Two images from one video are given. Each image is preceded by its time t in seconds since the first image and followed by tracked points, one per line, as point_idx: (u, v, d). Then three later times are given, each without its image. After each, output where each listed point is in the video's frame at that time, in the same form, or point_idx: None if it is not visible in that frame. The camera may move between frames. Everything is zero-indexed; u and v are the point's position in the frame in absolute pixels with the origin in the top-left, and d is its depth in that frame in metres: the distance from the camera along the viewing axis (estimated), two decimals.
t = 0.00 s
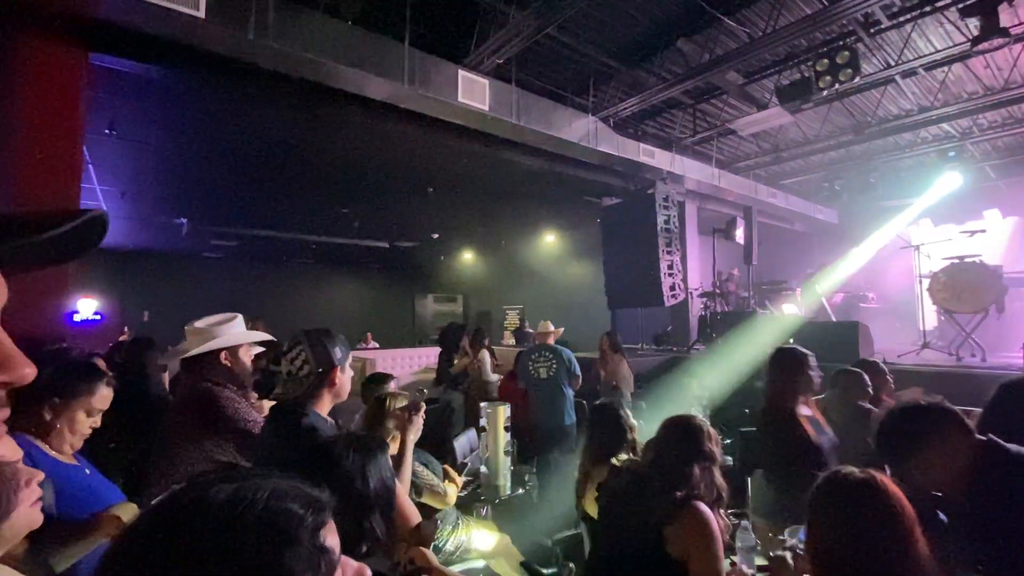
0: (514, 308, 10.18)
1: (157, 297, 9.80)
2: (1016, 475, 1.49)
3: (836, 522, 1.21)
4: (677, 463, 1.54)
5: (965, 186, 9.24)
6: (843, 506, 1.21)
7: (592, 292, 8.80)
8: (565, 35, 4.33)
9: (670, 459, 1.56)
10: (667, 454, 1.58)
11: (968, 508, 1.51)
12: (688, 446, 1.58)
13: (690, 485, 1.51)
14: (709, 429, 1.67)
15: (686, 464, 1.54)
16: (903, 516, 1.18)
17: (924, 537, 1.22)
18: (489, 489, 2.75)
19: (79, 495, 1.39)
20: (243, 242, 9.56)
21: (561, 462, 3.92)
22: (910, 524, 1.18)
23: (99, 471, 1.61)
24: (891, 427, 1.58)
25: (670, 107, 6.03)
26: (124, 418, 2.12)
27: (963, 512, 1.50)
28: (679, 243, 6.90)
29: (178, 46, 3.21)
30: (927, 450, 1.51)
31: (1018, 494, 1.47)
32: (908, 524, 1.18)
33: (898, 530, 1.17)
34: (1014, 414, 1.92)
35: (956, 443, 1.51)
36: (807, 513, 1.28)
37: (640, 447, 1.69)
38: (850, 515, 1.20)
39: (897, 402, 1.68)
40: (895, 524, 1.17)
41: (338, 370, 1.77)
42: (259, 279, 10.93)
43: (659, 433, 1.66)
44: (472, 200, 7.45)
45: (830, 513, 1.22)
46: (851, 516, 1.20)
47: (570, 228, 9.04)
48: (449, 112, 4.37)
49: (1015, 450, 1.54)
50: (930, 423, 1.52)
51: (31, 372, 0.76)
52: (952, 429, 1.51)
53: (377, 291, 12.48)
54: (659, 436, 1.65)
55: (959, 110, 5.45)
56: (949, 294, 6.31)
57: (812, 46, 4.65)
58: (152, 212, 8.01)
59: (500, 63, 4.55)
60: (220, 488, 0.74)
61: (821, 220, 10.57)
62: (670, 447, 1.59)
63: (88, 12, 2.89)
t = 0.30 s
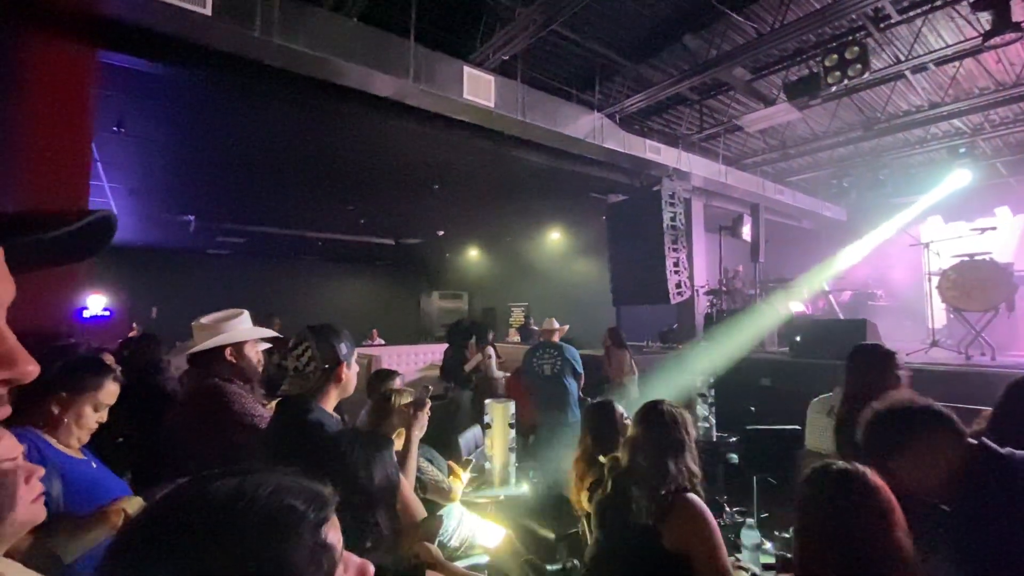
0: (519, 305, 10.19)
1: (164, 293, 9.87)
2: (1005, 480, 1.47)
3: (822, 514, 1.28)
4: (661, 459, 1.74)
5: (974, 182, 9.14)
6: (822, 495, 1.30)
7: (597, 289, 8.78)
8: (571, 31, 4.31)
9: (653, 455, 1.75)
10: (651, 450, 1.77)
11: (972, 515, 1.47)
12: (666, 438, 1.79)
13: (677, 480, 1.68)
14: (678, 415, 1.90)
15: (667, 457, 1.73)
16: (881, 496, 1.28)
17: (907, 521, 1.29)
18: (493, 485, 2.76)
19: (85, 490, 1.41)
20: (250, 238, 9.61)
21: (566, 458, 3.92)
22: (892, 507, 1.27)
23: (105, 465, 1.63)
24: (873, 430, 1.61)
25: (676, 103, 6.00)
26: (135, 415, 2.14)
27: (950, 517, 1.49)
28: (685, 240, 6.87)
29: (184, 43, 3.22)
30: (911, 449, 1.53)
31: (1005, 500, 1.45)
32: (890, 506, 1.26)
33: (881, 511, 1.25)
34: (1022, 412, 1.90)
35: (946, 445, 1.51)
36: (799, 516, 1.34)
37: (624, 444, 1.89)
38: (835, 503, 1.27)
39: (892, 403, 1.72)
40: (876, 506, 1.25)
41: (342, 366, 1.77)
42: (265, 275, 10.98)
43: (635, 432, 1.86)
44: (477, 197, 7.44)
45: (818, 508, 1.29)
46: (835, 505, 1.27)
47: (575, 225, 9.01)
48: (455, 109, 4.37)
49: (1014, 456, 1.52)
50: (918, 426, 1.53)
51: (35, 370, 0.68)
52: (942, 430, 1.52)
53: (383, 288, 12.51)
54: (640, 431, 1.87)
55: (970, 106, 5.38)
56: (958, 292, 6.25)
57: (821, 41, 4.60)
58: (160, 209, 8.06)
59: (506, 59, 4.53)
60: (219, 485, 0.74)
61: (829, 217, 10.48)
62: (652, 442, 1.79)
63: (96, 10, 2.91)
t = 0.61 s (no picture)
0: (522, 304, 10.19)
1: (169, 292, 9.91)
2: (979, 483, 1.48)
3: (797, 510, 1.31)
4: (648, 457, 1.73)
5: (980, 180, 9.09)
6: (797, 492, 1.32)
7: (600, 288, 8.77)
8: (574, 30, 4.30)
9: (640, 455, 1.75)
10: (638, 450, 1.77)
11: (940, 511, 1.52)
12: (650, 434, 1.79)
13: (668, 480, 1.68)
14: (662, 411, 1.89)
15: (654, 456, 1.73)
16: (855, 488, 1.30)
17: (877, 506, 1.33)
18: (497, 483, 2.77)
19: (91, 485, 1.42)
20: (253, 237, 9.64)
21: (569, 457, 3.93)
22: (863, 497, 1.29)
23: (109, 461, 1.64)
24: (866, 411, 1.66)
25: (680, 101, 5.98)
26: (139, 413, 2.15)
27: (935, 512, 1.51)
28: (689, 239, 6.85)
29: (188, 42, 3.23)
30: (895, 436, 1.58)
31: (971, 502, 1.48)
32: (863, 498, 1.29)
33: (856, 503, 1.27)
34: None
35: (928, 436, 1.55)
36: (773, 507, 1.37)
37: (612, 442, 1.89)
38: (813, 500, 1.29)
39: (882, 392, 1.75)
40: (852, 498, 1.28)
41: (345, 366, 1.77)
42: (269, 274, 11.01)
43: (620, 429, 1.86)
44: (480, 196, 7.44)
45: (804, 506, 1.29)
46: (812, 500, 1.29)
47: (578, 223, 9.00)
48: (458, 108, 4.37)
49: (999, 462, 1.50)
50: (910, 413, 1.57)
51: (39, 367, 0.68)
52: (931, 423, 1.54)
53: (386, 287, 12.54)
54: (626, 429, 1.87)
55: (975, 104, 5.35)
56: (964, 291, 6.22)
57: (825, 38, 4.58)
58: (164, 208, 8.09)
59: (509, 58, 4.53)
60: (231, 479, 0.75)
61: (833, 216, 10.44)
62: (636, 440, 1.79)
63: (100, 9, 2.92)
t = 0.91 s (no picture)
0: (519, 303, 10.20)
1: (164, 291, 9.87)
2: (955, 475, 1.52)
3: (787, 509, 1.30)
4: (635, 455, 1.73)
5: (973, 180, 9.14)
6: (787, 490, 1.31)
7: (596, 287, 8.79)
8: (570, 29, 4.30)
9: (627, 452, 1.75)
10: (625, 447, 1.77)
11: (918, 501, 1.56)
12: (637, 429, 1.79)
13: (658, 479, 1.67)
14: (649, 407, 1.88)
15: (643, 454, 1.73)
16: (842, 481, 1.31)
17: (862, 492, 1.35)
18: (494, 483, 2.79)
19: (84, 484, 1.40)
20: (249, 237, 9.61)
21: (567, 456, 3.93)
22: (850, 487, 1.30)
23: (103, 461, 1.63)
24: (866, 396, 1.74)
25: (676, 101, 5.99)
26: (134, 413, 2.14)
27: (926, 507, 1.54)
28: (685, 238, 6.87)
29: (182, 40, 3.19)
30: (887, 422, 1.65)
31: (947, 493, 1.51)
32: (850, 490, 1.30)
33: (844, 498, 1.28)
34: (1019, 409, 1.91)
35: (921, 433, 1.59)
36: (760, 505, 1.37)
37: (600, 443, 1.88)
38: (803, 499, 1.29)
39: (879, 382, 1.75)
40: (840, 494, 1.28)
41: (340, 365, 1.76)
42: (265, 274, 10.98)
43: (609, 427, 1.85)
44: (477, 195, 7.45)
45: (792, 505, 1.30)
46: (800, 496, 1.29)
47: (574, 223, 9.02)
48: (453, 107, 4.36)
49: (981, 457, 1.53)
50: (904, 402, 1.62)
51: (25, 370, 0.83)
52: (922, 414, 1.60)
53: (383, 287, 12.52)
54: (612, 425, 1.86)
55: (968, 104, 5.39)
56: (957, 290, 6.26)
57: (820, 39, 4.60)
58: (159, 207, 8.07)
59: (505, 57, 4.52)
60: (224, 479, 0.75)
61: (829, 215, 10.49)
62: (623, 436, 1.79)
63: (92, 6, 2.88)
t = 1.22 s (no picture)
0: (510, 303, 10.20)
1: (150, 292, 9.73)
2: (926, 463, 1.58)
3: (769, 504, 1.32)
4: (621, 453, 1.75)
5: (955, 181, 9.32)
6: (770, 485, 1.33)
7: (587, 287, 8.81)
8: (560, 29, 4.30)
9: (613, 451, 1.77)
10: (610, 446, 1.79)
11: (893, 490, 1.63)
12: (622, 429, 1.81)
13: (647, 479, 1.69)
14: (636, 408, 1.90)
15: (628, 453, 1.74)
16: (821, 474, 1.33)
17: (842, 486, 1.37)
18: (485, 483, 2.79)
19: (67, 490, 1.37)
20: (237, 236, 9.51)
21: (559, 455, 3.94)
22: (830, 482, 1.33)
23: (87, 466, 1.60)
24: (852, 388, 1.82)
25: (666, 101, 6.02)
26: (121, 416, 2.11)
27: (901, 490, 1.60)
28: (675, 239, 6.92)
29: (168, 38, 3.15)
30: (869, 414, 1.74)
31: (919, 483, 1.57)
32: (829, 482, 1.32)
33: (823, 489, 1.30)
34: (1000, 406, 1.96)
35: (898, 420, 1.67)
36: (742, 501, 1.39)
37: (587, 443, 1.89)
38: (786, 493, 1.31)
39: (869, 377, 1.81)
40: (819, 486, 1.30)
41: (330, 367, 1.74)
42: (254, 274, 10.87)
43: (597, 428, 1.87)
44: (468, 195, 7.44)
45: (774, 502, 1.31)
46: (783, 492, 1.31)
47: (565, 223, 9.04)
48: (443, 106, 4.35)
49: (950, 445, 1.58)
50: (885, 392, 1.71)
51: None
52: (902, 406, 1.67)
53: (373, 287, 12.46)
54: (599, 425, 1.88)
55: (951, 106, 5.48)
56: (941, 289, 6.37)
57: (807, 41, 4.65)
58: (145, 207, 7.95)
59: (496, 56, 4.51)
60: (212, 480, 0.74)
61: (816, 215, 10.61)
62: (609, 435, 1.81)
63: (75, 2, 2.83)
